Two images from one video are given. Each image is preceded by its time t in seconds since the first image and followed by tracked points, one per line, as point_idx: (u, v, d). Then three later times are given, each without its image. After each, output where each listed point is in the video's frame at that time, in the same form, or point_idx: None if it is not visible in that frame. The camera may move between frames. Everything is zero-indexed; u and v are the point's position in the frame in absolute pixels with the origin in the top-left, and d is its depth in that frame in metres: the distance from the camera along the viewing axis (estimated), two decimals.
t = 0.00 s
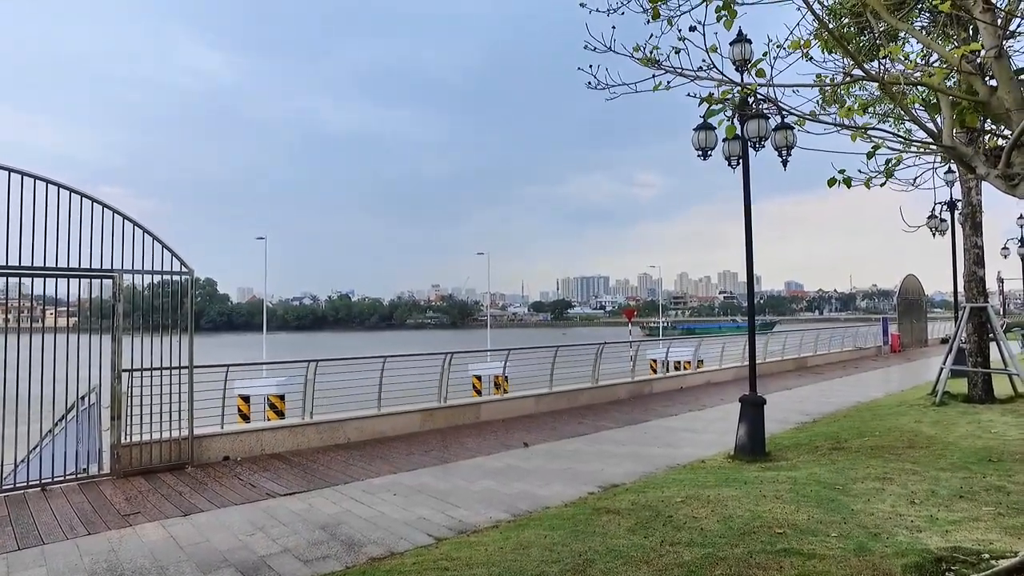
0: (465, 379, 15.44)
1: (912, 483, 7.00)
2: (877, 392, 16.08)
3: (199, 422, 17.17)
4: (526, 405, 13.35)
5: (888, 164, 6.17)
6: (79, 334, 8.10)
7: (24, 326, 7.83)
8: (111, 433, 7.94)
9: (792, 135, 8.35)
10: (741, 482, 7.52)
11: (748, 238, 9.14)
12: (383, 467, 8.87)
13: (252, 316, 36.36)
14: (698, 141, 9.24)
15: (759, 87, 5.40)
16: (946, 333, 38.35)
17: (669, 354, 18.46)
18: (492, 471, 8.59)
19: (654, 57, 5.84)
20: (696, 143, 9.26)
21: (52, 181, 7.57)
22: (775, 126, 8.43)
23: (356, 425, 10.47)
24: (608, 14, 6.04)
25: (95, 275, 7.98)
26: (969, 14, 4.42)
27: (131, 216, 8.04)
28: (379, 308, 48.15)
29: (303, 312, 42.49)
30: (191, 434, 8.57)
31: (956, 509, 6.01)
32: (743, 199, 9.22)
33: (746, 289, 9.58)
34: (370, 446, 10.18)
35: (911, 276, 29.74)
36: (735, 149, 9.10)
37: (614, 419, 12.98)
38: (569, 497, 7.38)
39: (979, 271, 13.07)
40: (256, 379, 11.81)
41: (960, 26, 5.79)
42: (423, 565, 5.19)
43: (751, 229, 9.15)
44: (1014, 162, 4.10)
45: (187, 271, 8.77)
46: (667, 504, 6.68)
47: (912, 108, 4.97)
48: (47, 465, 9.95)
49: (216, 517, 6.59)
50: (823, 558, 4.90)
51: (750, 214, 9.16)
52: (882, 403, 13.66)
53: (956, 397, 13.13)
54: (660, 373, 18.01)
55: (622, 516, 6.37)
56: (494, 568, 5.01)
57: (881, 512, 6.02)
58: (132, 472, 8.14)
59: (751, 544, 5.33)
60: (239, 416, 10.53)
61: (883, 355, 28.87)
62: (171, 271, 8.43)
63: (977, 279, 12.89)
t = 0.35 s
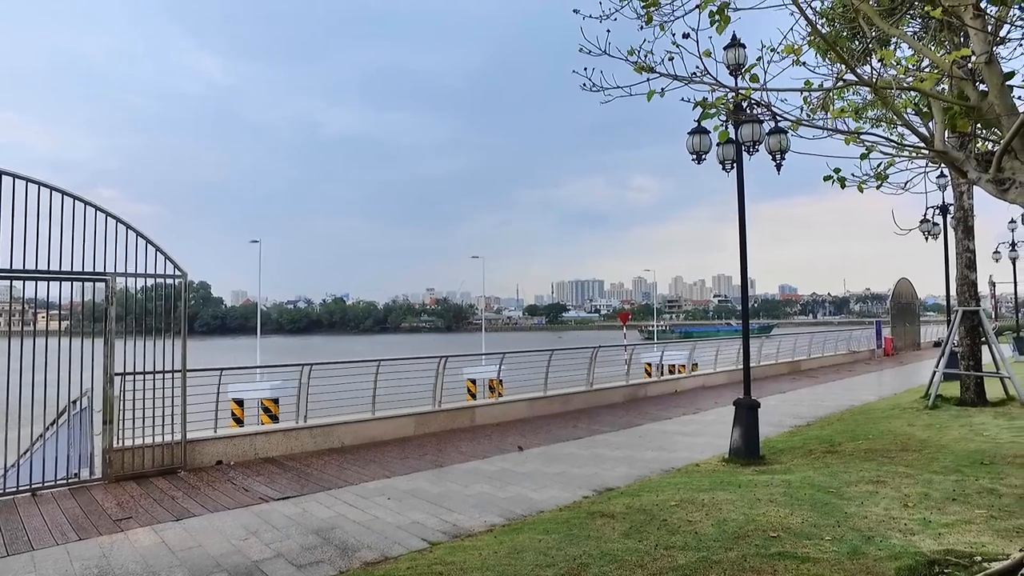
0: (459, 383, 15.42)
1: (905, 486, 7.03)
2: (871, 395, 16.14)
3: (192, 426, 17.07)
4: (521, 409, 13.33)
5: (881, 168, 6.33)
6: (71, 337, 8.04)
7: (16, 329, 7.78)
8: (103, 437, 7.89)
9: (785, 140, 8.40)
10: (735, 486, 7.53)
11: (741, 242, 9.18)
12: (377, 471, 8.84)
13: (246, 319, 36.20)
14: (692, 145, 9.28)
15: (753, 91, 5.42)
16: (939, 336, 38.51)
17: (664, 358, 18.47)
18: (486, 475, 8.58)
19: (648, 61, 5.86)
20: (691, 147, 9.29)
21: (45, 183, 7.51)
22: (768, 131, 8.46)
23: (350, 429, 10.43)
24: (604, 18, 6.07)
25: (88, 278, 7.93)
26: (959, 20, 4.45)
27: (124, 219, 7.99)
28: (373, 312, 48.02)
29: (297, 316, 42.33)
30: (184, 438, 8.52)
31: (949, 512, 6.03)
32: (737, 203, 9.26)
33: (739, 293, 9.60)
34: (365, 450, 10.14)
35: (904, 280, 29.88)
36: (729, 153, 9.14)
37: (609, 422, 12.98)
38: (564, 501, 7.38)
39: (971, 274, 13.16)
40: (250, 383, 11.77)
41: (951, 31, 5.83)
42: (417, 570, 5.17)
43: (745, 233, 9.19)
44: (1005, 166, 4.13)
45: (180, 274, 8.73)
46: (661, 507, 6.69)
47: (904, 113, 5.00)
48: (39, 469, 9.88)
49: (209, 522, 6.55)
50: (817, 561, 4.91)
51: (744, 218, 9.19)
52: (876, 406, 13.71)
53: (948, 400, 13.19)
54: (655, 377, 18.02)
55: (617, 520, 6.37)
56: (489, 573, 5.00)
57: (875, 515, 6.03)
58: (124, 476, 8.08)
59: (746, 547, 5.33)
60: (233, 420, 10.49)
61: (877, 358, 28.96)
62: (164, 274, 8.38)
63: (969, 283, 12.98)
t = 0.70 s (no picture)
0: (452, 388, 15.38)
1: (896, 490, 7.05)
2: (862, 400, 16.21)
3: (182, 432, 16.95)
4: (513, 414, 13.32)
5: (872, 173, 6.41)
6: (59, 342, 7.98)
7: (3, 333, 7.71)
8: (92, 443, 7.82)
9: (777, 145, 8.45)
10: (727, 491, 7.54)
11: (733, 246, 9.22)
12: (369, 477, 8.80)
13: (237, 324, 35.98)
14: (684, 150, 9.32)
15: (744, 97, 5.45)
16: (928, 341, 38.75)
17: (656, 363, 18.51)
18: (478, 481, 8.55)
19: (640, 67, 5.90)
20: (683, 152, 9.34)
21: (35, 187, 7.47)
22: (759, 136, 8.51)
23: (342, 434, 10.39)
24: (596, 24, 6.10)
25: (77, 282, 7.88)
26: (947, 28, 4.50)
27: (114, 222, 7.95)
28: (365, 316, 47.83)
29: (289, 321, 42.12)
30: (174, 444, 8.46)
31: (939, 516, 6.06)
32: (729, 208, 9.30)
33: (731, 298, 9.64)
34: (356, 455, 10.09)
35: (894, 284, 30.10)
36: (720, 158, 9.18)
37: (601, 427, 12.97)
38: (556, 506, 7.36)
39: (960, 279, 13.26)
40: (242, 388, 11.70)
41: (939, 40, 5.88)
42: None
43: (737, 238, 9.23)
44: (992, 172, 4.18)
45: (171, 278, 8.68)
46: (654, 512, 6.69)
47: (893, 119, 5.05)
48: (28, 475, 9.79)
49: (199, 528, 6.50)
50: (809, 566, 4.92)
51: (736, 222, 9.23)
52: (866, 410, 13.78)
53: (938, 405, 13.26)
54: (647, 382, 18.04)
55: (609, 525, 6.36)
56: None
57: (866, 519, 6.05)
58: (113, 482, 8.02)
59: (738, 552, 5.33)
60: (224, 425, 10.42)
61: (867, 363, 29.11)
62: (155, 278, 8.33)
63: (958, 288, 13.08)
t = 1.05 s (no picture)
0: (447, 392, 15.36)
1: (890, 494, 7.07)
2: (856, 404, 16.25)
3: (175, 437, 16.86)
4: (508, 418, 13.30)
5: (866, 178, 6.39)
6: (51, 346, 7.94)
7: None
8: (84, 448, 7.78)
9: (771, 150, 8.48)
10: (722, 495, 7.54)
11: (728, 251, 9.24)
12: (364, 481, 8.77)
13: (232, 328, 35.87)
14: (679, 155, 9.34)
15: (739, 102, 5.46)
16: (922, 345, 38.91)
17: (651, 367, 18.52)
18: (473, 485, 8.54)
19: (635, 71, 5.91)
20: (677, 157, 9.36)
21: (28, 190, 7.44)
22: (754, 141, 8.53)
23: (336, 439, 10.35)
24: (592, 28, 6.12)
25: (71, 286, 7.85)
26: (938, 34, 4.52)
27: (108, 226, 7.92)
28: (361, 320, 47.66)
29: (284, 325, 41.99)
30: (168, 448, 8.42)
31: (933, 519, 6.08)
32: (724, 212, 9.32)
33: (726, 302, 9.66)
34: (351, 460, 10.06)
35: (888, 289, 30.24)
36: (715, 163, 9.20)
37: (597, 431, 12.97)
38: (551, 510, 7.36)
39: (953, 284, 13.33)
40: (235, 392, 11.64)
41: (932, 46, 5.91)
42: None
43: (731, 242, 9.25)
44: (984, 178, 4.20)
45: (165, 282, 8.65)
46: (649, 516, 6.69)
47: (886, 124, 5.06)
48: (19, 480, 9.73)
49: (191, 534, 6.46)
50: (804, 570, 4.92)
51: (730, 227, 9.26)
52: (861, 414, 13.82)
53: (932, 409, 13.30)
54: (643, 386, 18.04)
55: (604, 529, 6.36)
56: None
57: (860, 523, 6.06)
58: (105, 488, 7.97)
59: (733, 556, 5.33)
60: (218, 430, 10.38)
61: (861, 367, 29.21)
62: (149, 283, 8.30)
63: (951, 292, 13.15)
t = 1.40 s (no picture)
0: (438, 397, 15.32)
1: (878, 497, 7.10)
2: (846, 408, 16.32)
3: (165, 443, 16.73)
4: (499, 423, 13.28)
5: (853, 183, 6.41)
6: (38, 351, 7.87)
7: None
8: (70, 453, 7.71)
9: (761, 155, 8.53)
10: (712, 499, 7.55)
11: (718, 255, 9.27)
12: (354, 486, 8.73)
13: (223, 333, 35.68)
14: (670, 159, 9.38)
15: (728, 107, 5.45)
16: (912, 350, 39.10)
17: (643, 372, 18.54)
18: (463, 490, 8.51)
19: (624, 75, 5.89)
20: (668, 162, 9.40)
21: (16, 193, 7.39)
22: (744, 146, 8.58)
23: (326, 444, 10.30)
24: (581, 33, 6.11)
25: (58, 290, 7.79)
26: (922, 40, 4.55)
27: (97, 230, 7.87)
28: (353, 325, 47.46)
29: (275, 331, 41.80)
30: (155, 454, 8.35)
31: (920, 522, 6.10)
32: (715, 217, 9.36)
33: (717, 306, 9.69)
34: (340, 465, 10.01)
35: (878, 294, 30.41)
36: (706, 167, 9.24)
37: (588, 436, 12.97)
38: (541, 514, 7.34)
39: (942, 288, 13.42)
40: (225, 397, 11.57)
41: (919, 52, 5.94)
42: None
43: (722, 246, 9.29)
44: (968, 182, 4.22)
45: (155, 286, 8.59)
46: (638, 521, 6.69)
47: (873, 130, 5.08)
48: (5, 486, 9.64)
49: (178, 539, 6.40)
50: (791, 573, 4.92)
51: (720, 231, 9.30)
52: (851, 418, 13.87)
53: (921, 413, 13.36)
54: (634, 391, 18.05)
55: (594, 534, 6.35)
56: None
57: (849, 526, 6.08)
58: (91, 494, 7.89)
59: (721, 559, 5.34)
60: (208, 435, 10.32)
61: (852, 372, 29.35)
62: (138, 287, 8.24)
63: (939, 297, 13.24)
